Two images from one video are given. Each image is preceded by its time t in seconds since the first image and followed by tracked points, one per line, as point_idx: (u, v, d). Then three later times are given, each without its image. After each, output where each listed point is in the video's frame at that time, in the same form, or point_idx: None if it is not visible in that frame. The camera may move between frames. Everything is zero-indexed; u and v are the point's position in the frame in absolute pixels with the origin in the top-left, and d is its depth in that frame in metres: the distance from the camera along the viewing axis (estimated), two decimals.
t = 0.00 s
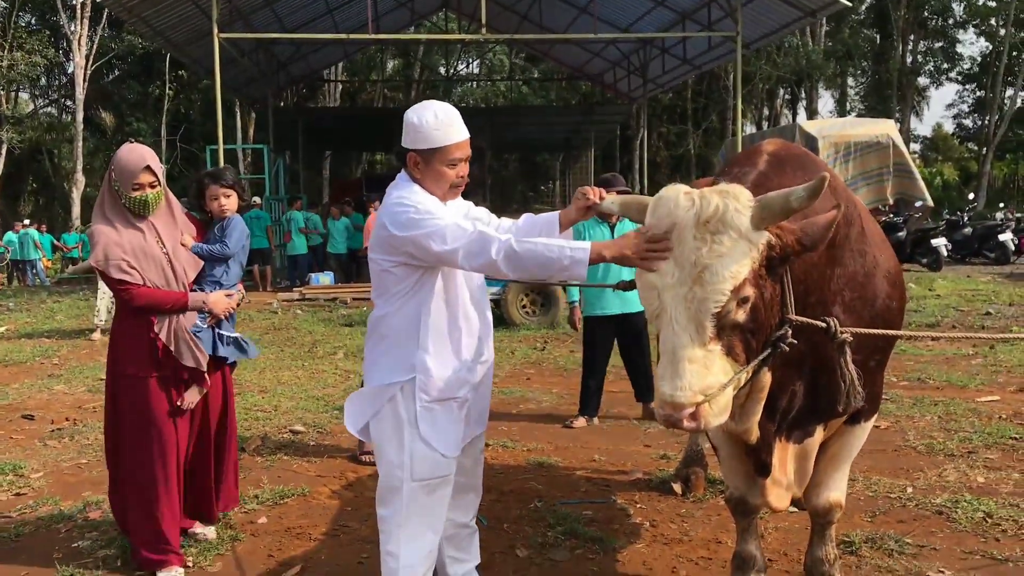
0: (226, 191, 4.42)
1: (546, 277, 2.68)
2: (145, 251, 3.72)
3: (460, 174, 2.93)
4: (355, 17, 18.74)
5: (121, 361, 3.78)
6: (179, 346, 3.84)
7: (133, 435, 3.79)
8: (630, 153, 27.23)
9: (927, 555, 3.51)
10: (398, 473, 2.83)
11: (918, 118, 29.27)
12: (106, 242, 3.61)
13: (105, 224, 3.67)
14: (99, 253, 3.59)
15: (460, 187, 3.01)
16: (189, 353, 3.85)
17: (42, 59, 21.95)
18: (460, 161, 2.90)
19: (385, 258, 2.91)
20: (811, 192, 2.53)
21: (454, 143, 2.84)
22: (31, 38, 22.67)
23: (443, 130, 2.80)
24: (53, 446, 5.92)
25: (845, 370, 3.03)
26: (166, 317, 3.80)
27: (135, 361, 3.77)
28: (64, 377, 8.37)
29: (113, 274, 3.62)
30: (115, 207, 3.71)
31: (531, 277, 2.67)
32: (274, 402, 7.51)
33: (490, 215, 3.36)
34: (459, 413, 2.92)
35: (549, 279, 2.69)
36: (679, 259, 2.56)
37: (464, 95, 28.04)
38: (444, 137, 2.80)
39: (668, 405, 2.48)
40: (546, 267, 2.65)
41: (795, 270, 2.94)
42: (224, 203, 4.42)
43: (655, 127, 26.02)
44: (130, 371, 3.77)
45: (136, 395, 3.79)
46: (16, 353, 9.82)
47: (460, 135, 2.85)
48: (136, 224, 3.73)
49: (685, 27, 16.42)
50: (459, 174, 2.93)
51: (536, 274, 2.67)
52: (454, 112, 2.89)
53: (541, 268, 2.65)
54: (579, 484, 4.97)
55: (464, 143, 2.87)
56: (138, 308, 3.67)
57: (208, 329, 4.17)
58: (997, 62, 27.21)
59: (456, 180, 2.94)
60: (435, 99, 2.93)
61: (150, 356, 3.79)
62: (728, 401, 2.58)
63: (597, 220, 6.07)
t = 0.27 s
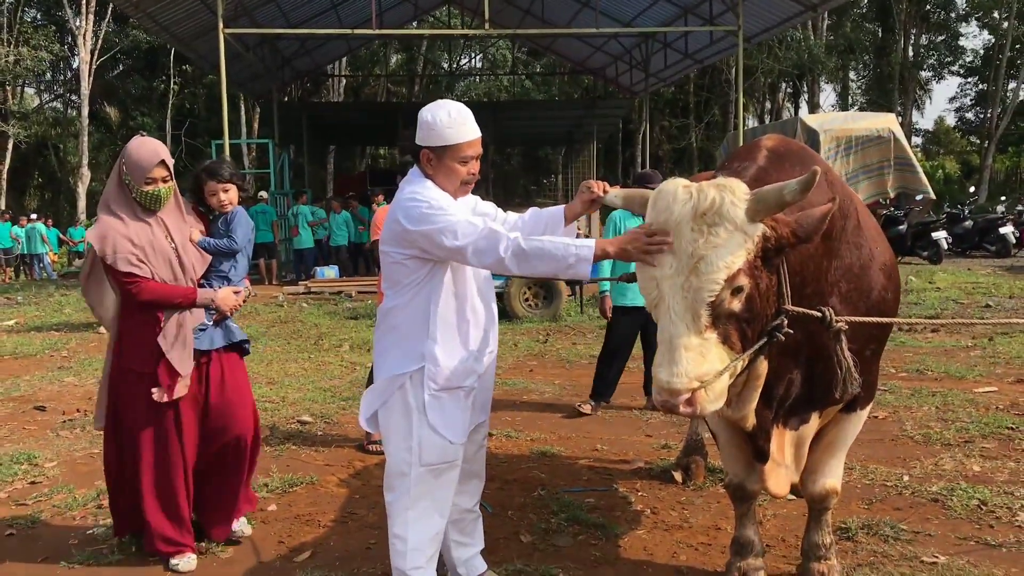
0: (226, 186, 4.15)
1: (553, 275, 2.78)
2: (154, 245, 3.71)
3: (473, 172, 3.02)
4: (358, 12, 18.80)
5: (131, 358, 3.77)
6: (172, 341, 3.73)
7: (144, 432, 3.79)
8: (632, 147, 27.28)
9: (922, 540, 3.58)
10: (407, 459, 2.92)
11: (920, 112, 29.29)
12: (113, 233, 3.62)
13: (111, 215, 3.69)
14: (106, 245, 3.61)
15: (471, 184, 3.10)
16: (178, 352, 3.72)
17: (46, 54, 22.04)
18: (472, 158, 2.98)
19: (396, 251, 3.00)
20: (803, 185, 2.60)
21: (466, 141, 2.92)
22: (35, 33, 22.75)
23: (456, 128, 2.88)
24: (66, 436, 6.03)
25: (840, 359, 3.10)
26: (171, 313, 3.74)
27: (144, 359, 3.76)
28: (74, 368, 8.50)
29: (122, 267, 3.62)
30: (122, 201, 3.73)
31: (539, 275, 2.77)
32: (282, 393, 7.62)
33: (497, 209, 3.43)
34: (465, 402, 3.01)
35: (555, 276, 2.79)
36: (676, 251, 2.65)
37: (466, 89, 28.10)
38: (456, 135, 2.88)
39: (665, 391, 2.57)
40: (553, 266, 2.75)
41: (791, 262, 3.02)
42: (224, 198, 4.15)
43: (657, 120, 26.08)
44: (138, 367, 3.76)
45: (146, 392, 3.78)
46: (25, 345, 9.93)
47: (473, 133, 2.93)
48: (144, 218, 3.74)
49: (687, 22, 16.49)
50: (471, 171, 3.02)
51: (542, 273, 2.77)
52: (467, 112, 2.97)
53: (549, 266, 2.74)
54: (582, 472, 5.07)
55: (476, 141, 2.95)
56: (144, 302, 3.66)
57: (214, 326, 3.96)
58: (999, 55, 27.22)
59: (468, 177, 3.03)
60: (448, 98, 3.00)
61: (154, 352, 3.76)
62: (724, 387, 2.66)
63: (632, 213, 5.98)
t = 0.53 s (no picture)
0: (239, 178, 4.15)
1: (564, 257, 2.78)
2: (170, 241, 3.68)
3: (478, 162, 3.06)
4: (361, 6, 18.81)
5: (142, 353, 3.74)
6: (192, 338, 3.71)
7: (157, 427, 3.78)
8: (636, 142, 27.29)
9: (919, 531, 3.63)
10: (415, 447, 2.98)
11: (925, 106, 29.24)
12: (127, 234, 3.58)
13: (125, 213, 3.64)
14: (122, 245, 3.58)
15: (477, 175, 3.14)
16: (201, 351, 3.70)
17: (50, 49, 22.09)
18: (477, 149, 3.03)
19: (408, 244, 3.05)
20: (791, 179, 2.60)
21: (468, 133, 2.96)
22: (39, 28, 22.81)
23: (456, 121, 2.92)
24: (74, 428, 6.11)
25: (837, 352, 3.16)
26: (191, 309, 3.73)
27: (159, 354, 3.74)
28: (81, 362, 8.59)
29: (139, 266, 3.59)
30: (134, 197, 3.68)
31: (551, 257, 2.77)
32: (286, 386, 7.69)
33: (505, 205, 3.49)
34: (472, 393, 3.06)
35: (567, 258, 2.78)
36: (671, 245, 2.71)
37: (470, 83, 28.12)
38: (457, 128, 2.92)
39: (660, 382, 2.63)
40: (565, 249, 2.74)
41: (786, 256, 3.07)
42: (236, 190, 4.16)
43: (661, 115, 26.07)
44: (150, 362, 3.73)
45: (158, 386, 3.77)
46: (31, 339, 10.01)
47: (475, 124, 2.98)
48: (159, 214, 3.71)
49: (691, 16, 16.48)
50: (476, 163, 3.05)
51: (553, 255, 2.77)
52: (468, 104, 3.01)
53: (561, 249, 2.74)
54: (583, 464, 5.12)
55: (478, 132, 2.99)
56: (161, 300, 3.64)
57: (232, 320, 3.90)
58: (1004, 49, 27.15)
59: (474, 169, 3.07)
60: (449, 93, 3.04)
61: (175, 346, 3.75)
62: (719, 378, 2.72)
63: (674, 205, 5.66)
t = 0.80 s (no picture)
0: (257, 179, 3.97)
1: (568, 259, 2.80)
2: (190, 242, 3.62)
3: (484, 160, 3.06)
4: (363, 5, 18.82)
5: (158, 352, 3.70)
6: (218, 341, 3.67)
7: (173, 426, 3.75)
8: (637, 141, 27.30)
9: (915, 529, 3.65)
10: (418, 444, 3.00)
11: (926, 106, 29.22)
12: (148, 235, 3.50)
13: (144, 213, 3.57)
14: (142, 246, 3.49)
15: (483, 174, 3.15)
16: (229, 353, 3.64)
17: (53, 47, 22.14)
18: (481, 146, 3.03)
19: (411, 241, 3.08)
20: (779, 184, 2.64)
21: (474, 132, 2.97)
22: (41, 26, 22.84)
23: (461, 120, 2.93)
24: (75, 424, 6.14)
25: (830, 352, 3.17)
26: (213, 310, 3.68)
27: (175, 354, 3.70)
28: (82, 359, 8.62)
29: (159, 267, 3.51)
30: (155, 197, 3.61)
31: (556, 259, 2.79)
32: (287, 384, 7.72)
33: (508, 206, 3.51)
34: (475, 390, 3.09)
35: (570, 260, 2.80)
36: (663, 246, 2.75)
37: (472, 82, 28.14)
38: (462, 127, 2.94)
39: (651, 381, 2.66)
40: (570, 252, 2.76)
41: (779, 257, 3.09)
42: (255, 192, 3.97)
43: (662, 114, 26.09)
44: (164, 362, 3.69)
45: (174, 384, 3.72)
46: (33, 337, 10.05)
47: (480, 123, 2.99)
48: (178, 214, 3.64)
49: (692, 16, 16.50)
50: (482, 161, 3.06)
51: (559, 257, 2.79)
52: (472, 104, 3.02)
53: (566, 251, 2.76)
54: (581, 463, 5.14)
55: (483, 131, 3.00)
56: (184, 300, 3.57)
57: (255, 321, 3.83)
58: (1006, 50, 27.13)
59: (480, 167, 3.08)
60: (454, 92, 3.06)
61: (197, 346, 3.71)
62: (710, 377, 2.74)
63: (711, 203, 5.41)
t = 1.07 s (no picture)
0: (281, 179, 4.13)
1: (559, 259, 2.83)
2: (222, 244, 3.51)
3: (478, 164, 3.10)
4: (368, 8, 18.88)
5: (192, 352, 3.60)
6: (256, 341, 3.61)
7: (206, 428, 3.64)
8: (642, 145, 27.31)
9: (907, 534, 3.67)
10: (414, 444, 3.02)
11: (932, 112, 29.19)
12: (182, 235, 3.40)
13: (175, 213, 3.44)
14: (177, 246, 3.38)
15: (479, 178, 3.17)
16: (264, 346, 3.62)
17: (60, 47, 22.23)
18: (477, 151, 3.07)
19: (407, 244, 3.12)
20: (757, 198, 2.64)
21: (469, 136, 3.01)
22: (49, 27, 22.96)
23: (458, 125, 2.97)
24: (77, 424, 6.18)
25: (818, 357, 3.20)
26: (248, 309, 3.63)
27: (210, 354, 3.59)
28: (85, 359, 8.66)
29: (194, 266, 3.39)
30: (186, 196, 3.51)
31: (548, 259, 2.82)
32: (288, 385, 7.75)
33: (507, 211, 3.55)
34: (470, 391, 3.11)
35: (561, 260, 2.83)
36: (647, 255, 2.78)
37: (477, 86, 28.20)
38: (457, 132, 2.97)
39: (633, 388, 2.70)
40: (561, 252, 2.79)
41: (764, 265, 3.12)
42: (279, 191, 4.14)
43: (667, 118, 26.10)
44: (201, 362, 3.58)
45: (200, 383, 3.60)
46: (38, 336, 10.11)
47: (477, 129, 3.03)
48: (210, 214, 3.54)
49: (696, 20, 16.52)
50: (477, 165, 3.10)
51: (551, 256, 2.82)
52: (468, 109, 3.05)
53: (558, 252, 2.79)
54: (578, 465, 5.17)
55: (478, 136, 3.02)
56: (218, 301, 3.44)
57: (286, 320, 4.01)
58: (1013, 55, 27.08)
59: (475, 171, 3.11)
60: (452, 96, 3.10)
61: (232, 348, 3.62)
62: (692, 383, 2.78)
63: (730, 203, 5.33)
